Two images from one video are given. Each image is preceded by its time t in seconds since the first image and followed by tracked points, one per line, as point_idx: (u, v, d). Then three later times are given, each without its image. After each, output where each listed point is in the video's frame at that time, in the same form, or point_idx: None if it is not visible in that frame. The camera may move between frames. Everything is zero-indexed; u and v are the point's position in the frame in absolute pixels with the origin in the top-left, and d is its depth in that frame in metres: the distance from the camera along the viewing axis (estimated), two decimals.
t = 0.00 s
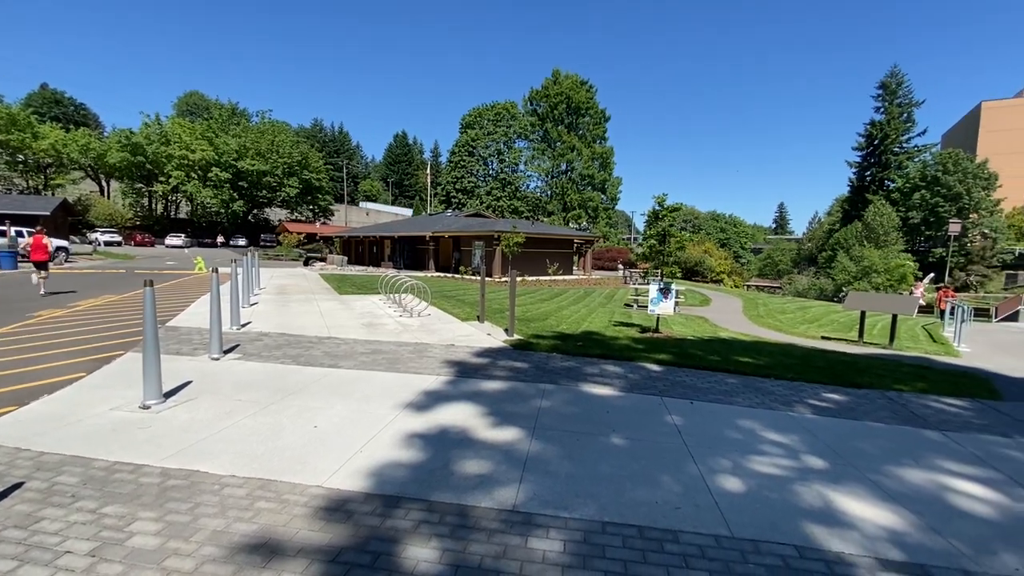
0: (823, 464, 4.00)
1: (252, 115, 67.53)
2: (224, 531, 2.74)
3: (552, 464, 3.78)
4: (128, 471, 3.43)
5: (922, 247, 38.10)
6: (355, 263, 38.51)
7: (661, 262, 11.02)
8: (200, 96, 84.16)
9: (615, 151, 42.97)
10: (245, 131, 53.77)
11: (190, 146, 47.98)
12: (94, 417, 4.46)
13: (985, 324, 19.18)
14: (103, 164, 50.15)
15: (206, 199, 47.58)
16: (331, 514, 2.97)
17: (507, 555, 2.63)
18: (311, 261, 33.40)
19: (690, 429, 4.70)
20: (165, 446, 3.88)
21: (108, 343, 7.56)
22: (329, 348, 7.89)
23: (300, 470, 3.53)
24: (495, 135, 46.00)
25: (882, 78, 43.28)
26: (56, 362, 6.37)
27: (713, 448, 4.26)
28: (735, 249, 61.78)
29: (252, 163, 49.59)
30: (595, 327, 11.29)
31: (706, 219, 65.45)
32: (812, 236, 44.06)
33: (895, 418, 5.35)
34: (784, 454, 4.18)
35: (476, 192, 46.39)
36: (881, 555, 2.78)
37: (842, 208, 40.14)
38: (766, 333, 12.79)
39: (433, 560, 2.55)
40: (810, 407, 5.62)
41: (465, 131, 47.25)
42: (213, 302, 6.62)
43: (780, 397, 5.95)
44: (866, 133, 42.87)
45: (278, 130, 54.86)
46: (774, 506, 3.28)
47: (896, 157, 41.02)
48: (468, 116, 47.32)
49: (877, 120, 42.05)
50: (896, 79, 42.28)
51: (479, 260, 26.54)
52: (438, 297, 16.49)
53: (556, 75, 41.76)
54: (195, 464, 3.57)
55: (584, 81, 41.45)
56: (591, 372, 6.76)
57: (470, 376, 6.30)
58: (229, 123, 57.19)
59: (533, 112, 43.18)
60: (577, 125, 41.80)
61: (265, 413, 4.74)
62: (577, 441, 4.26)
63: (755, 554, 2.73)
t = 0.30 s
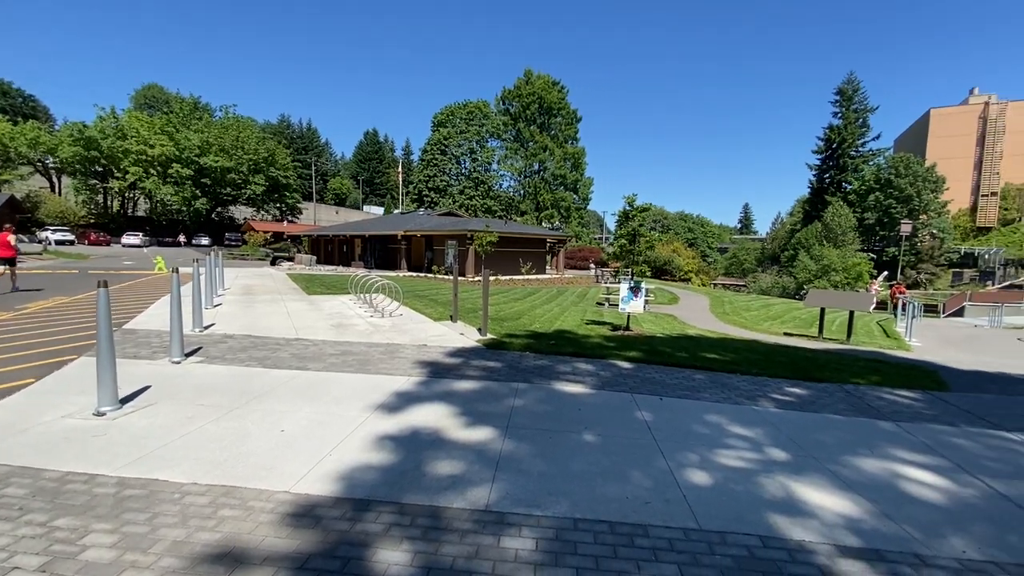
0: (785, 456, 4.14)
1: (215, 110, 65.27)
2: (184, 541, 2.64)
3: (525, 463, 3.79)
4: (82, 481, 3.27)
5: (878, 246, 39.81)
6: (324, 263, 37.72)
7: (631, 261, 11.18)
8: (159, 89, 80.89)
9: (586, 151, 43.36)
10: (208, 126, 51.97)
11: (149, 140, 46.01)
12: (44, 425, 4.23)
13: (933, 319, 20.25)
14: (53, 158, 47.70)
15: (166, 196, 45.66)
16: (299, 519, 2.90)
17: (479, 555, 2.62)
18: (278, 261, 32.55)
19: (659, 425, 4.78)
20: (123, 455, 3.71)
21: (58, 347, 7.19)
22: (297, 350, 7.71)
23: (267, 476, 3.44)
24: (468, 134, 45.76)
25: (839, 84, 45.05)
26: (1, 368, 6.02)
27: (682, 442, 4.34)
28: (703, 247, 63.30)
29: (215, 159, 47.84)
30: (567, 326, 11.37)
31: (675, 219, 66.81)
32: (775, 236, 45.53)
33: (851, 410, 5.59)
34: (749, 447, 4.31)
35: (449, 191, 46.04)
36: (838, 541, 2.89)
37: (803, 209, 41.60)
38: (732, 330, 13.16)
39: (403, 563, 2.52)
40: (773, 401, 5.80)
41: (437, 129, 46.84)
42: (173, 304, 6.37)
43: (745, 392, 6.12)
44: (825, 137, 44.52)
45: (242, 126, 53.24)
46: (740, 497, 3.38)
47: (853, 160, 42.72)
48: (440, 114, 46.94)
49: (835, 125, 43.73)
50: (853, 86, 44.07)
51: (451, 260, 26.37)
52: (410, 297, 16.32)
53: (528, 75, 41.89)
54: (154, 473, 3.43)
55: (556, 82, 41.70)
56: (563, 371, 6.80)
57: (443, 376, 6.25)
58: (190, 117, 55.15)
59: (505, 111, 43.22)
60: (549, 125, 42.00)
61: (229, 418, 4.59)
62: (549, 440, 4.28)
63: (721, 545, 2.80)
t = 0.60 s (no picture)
0: (748, 449, 4.27)
1: (175, 104, 62.83)
2: (140, 553, 2.54)
3: (495, 462, 3.80)
4: (27, 493, 3.10)
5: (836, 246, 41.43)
6: (292, 262, 36.81)
7: (602, 260, 11.31)
8: (115, 81, 77.39)
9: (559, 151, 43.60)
10: (168, 121, 50.01)
11: (104, 135, 43.94)
12: None
13: (886, 315, 21.21)
14: None
15: (122, 193, 43.60)
16: (263, 526, 2.82)
17: (448, 556, 2.61)
18: (243, 260, 31.58)
19: (628, 421, 4.86)
20: (74, 464, 3.54)
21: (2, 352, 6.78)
22: (263, 352, 7.50)
23: (228, 483, 3.33)
24: (440, 133, 45.31)
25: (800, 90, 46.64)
26: None
27: (650, 438, 4.43)
28: (671, 247, 64.59)
29: (176, 155, 45.92)
30: (540, 325, 11.41)
31: (645, 219, 67.94)
32: (740, 236, 46.82)
33: (811, 403, 5.80)
34: (714, 442, 4.42)
35: (421, 189, 45.53)
36: (797, 529, 3.00)
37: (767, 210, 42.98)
38: (699, 327, 13.48)
39: (370, 566, 2.48)
40: (738, 396, 5.98)
41: (408, 127, 46.29)
42: (129, 305, 6.10)
43: (710, 388, 6.29)
44: (786, 140, 46.04)
45: (205, 121, 51.46)
46: (705, 490, 3.46)
47: (813, 163, 44.26)
48: (412, 112, 46.39)
49: (796, 128, 45.23)
50: (813, 92, 45.71)
51: (423, 259, 26.11)
52: (381, 296, 16.09)
53: (500, 75, 41.89)
54: (108, 483, 3.28)
55: (528, 82, 41.80)
56: (535, 369, 6.83)
57: (414, 377, 6.19)
58: (149, 111, 52.97)
59: (477, 110, 43.15)
60: (521, 125, 42.03)
61: (189, 423, 4.43)
62: (520, 438, 4.29)
63: (687, 537, 2.87)
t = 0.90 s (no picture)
0: (708, 442, 4.40)
1: (126, 95, 59.76)
2: (85, 570, 2.41)
3: (461, 462, 3.78)
4: None
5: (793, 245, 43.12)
6: (252, 262, 35.63)
7: (569, 259, 11.43)
8: (59, 70, 73.10)
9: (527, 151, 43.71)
10: (118, 113, 47.55)
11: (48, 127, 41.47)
12: None
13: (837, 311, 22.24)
14: None
15: (67, 188, 41.25)
16: (218, 536, 2.73)
17: (413, 560, 2.58)
18: (200, 259, 30.38)
19: (594, 418, 4.93)
20: (11, 479, 3.32)
21: None
22: (221, 355, 7.23)
23: (182, 492, 3.20)
24: (407, 130, 44.61)
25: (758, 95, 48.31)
26: None
27: (614, 434, 4.51)
28: (637, 246, 65.79)
29: (127, 149, 43.66)
30: (508, 324, 11.44)
31: (612, 220, 68.94)
32: (702, 236, 48.15)
33: (768, 397, 6.02)
34: (675, 436, 4.54)
35: (388, 188, 44.73)
36: (752, 519, 3.12)
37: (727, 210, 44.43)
38: (663, 324, 13.82)
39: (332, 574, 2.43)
40: (699, 391, 6.16)
41: (375, 124, 45.48)
42: (74, 307, 5.76)
43: (673, 384, 6.45)
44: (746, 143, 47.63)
45: (159, 114, 49.13)
46: (667, 484, 3.55)
47: (771, 165, 45.88)
48: (378, 108, 45.58)
49: (754, 132, 46.83)
50: (770, 97, 47.41)
51: (391, 258, 25.75)
52: (345, 297, 15.76)
53: (468, 73, 41.70)
54: (49, 497, 3.10)
55: (496, 81, 41.72)
56: (503, 368, 6.85)
57: (380, 379, 6.09)
58: (98, 103, 50.24)
59: (445, 108, 42.91)
60: (490, 124, 41.93)
61: (140, 431, 4.23)
62: (487, 438, 4.29)
63: (648, 531, 2.93)
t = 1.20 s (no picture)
0: (662, 436, 4.53)
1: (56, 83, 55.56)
2: None
3: (420, 465, 3.74)
4: None
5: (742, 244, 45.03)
6: (200, 261, 33.99)
7: (529, 258, 11.50)
8: None
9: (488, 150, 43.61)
10: (49, 102, 44.18)
11: None
12: None
13: (783, 307, 23.37)
14: None
15: None
16: (160, 552, 2.59)
17: (369, 566, 2.53)
18: (142, 259, 28.72)
19: (552, 415, 4.98)
20: None
21: None
22: (165, 360, 6.85)
23: (121, 508, 3.02)
24: (365, 126, 43.38)
25: (710, 100, 50.08)
26: None
27: (573, 431, 4.57)
28: (596, 244, 66.95)
29: (58, 141, 40.53)
30: (469, 323, 11.40)
31: (572, 219, 69.76)
32: (658, 235, 49.50)
33: (718, 390, 6.27)
34: (631, 431, 4.65)
35: (345, 185, 43.34)
36: (704, 509, 3.23)
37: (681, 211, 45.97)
38: (621, 322, 14.14)
39: None
40: (654, 386, 6.34)
41: (331, 120, 44.20)
42: None
43: (630, 379, 6.60)
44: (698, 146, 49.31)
45: (95, 104, 45.95)
46: (623, 479, 3.62)
47: (721, 168, 47.68)
48: (334, 103, 44.31)
49: (706, 136, 48.50)
50: (720, 102, 49.24)
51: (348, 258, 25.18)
52: (300, 297, 15.27)
53: (428, 70, 41.21)
54: None
55: (456, 79, 41.40)
56: (463, 368, 6.82)
57: (336, 381, 5.94)
58: (24, 90, 46.53)
59: (405, 105, 42.32)
60: (450, 122, 41.65)
61: (73, 444, 3.96)
62: (446, 439, 4.26)
63: (605, 524, 2.99)
